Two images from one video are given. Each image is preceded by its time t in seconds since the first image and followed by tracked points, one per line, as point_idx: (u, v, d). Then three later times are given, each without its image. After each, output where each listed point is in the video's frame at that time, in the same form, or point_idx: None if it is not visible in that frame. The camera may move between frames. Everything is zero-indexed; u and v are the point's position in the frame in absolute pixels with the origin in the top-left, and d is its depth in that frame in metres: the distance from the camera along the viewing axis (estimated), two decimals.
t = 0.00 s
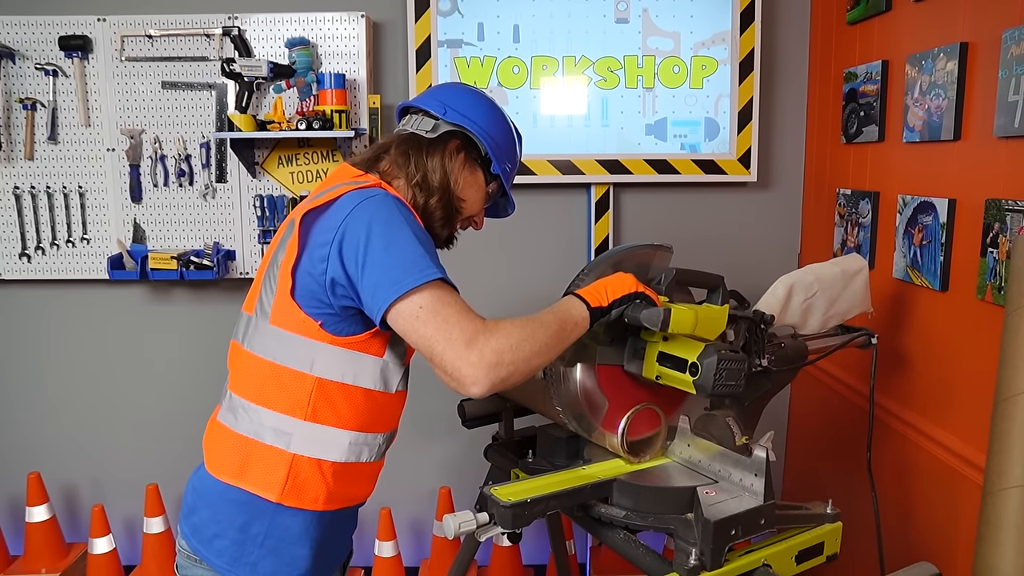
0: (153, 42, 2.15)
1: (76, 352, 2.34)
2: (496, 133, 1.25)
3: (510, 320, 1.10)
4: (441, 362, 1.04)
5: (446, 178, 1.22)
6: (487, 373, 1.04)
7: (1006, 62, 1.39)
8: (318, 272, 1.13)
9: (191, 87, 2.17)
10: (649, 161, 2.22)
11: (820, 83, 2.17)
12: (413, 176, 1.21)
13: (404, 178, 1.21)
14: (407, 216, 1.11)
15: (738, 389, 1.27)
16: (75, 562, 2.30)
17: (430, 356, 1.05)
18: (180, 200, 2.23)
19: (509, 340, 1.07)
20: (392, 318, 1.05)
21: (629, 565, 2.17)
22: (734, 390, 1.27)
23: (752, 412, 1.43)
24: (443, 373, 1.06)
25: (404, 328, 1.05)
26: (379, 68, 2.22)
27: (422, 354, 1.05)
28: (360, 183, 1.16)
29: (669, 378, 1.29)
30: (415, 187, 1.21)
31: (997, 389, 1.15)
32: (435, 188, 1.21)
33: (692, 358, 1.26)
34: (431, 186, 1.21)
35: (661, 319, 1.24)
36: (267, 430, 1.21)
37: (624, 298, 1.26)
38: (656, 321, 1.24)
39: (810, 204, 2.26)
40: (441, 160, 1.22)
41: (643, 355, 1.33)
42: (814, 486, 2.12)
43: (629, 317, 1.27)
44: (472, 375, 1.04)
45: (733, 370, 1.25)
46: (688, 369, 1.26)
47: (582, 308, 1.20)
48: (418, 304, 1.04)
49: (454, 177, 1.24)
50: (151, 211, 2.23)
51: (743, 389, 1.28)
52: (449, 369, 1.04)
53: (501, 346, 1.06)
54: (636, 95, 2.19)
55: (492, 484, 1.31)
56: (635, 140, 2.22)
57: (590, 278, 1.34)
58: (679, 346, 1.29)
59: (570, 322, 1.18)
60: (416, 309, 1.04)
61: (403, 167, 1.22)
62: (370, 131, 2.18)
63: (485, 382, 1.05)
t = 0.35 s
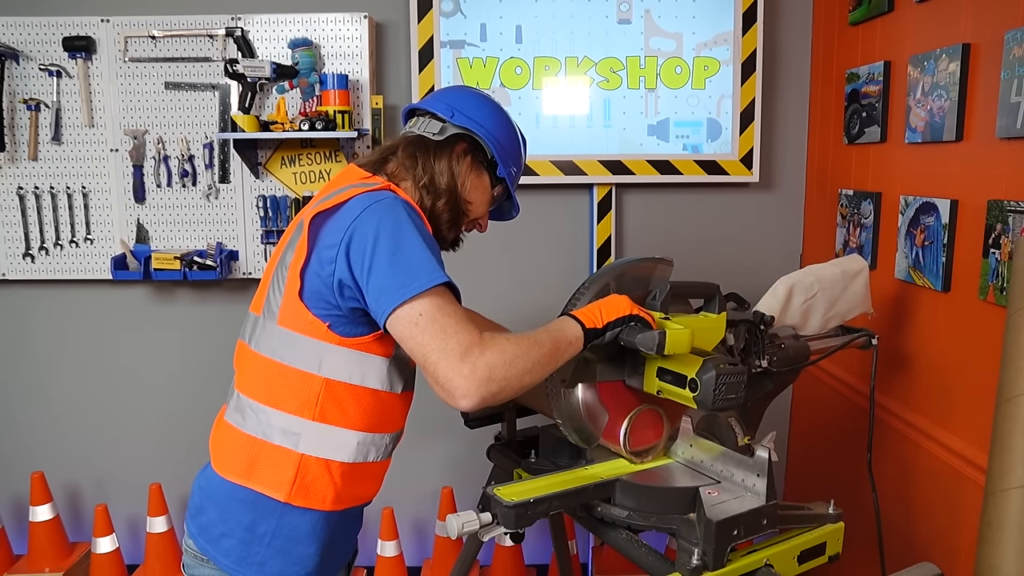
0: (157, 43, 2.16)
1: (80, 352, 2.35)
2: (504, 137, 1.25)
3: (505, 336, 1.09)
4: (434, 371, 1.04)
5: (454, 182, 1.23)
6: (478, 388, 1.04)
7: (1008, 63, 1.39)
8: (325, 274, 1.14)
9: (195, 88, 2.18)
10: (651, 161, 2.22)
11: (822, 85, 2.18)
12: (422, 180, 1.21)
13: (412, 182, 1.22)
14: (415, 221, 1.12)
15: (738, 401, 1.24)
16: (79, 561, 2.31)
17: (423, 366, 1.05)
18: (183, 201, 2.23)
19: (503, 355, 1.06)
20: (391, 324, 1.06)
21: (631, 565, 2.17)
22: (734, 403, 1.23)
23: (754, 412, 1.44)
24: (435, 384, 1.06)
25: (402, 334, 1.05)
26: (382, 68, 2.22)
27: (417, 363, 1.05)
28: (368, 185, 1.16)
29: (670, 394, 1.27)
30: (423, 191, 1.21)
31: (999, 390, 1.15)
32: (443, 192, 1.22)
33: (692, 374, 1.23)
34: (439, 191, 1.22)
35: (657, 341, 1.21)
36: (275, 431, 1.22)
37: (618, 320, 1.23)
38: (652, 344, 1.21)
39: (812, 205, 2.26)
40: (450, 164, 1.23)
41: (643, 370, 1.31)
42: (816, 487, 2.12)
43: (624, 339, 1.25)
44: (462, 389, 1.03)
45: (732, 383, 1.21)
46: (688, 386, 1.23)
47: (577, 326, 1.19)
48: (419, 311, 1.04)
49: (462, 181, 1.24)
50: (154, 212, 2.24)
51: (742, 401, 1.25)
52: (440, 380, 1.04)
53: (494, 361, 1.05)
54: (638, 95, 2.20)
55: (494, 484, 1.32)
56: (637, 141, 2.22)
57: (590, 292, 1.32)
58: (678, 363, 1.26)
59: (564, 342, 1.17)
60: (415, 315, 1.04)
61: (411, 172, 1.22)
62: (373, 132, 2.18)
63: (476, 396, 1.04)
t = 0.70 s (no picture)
0: (160, 43, 2.16)
1: (84, 351, 2.35)
2: (508, 136, 1.26)
3: (502, 346, 1.10)
4: (430, 378, 1.04)
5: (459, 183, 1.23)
6: (473, 396, 1.04)
7: (1011, 63, 1.39)
8: (331, 276, 1.14)
9: (198, 88, 2.18)
10: (653, 161, 2.23)
11: (824, 85, 2.18)
12: (427, 180, 1.22)
13: (418, 183, 1.22)
14: (421, 224, 1.12)
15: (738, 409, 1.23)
16: (83, 560, 2.31)
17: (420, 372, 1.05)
18: (187, 201, 2.24)
19: (500, 366, 1.07)
20: (393, 329, 1.06)
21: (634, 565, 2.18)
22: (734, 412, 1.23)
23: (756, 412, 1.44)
24: (431, 390, 1.06)
25: (402, 337, 1.05)
26: (385, 68, 2.23)
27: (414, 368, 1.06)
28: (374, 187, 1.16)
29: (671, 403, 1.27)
30: (429, 191, 1.22)
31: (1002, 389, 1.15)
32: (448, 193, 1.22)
33: (691, 384, 1.22)
34: (445, 191, 1.22)
35: (654, 356, 1.21)
36: (282, 431, 1.22)
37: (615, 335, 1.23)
38: (650, 359, 1.21)
39: (815, 205, 2.26)
40: (455, 165, 1.23)
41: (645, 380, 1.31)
42: (819, 486, 2.12)
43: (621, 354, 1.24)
44: (457, 397, 1.04)
45: (732, 392, 1.21)
46: (688, 395, 1.23)
47: (573, 340, 1.20)
48: (420, 315, 1.04)
49: (467, 181, 1.24)
50: (158, 212, 2.24)
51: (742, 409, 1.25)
52: (435, 387, 1.04)
53: (491, 371, 1.06)
54: (640, 96, 2.20)
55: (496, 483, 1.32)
56: (639, 141, 2.22)
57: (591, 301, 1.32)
58: (678, 373, 1.25)
59: (561, 356, 1.17)
60: (418, 320, 1.04)
61: (416, 172, 1.22)
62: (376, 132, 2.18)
63: (471, 404, 1.04)
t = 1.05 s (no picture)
0: (163, 43, 2.17)
1: (86, 350, 2.36)
2: (502, 129, 1.26)
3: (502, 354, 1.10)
4: (426, 380, 1.04)
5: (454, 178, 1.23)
6: (469, 399, 1.04)
7: (1013, 63, 1.39)
8: (325, 275, 1.14)
9: (202, 88, 2.19)
10: (656, 161, 2.23)
11: (826, 85, 2.18)
12: (422, 176, 1.22)
13: (413, 179, 1.23)
14: (415, 226, 1.12)
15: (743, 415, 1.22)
16: (86, 558, 2.32)
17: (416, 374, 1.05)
18: (190, 201, 2.24)
19: (497, 372, 1.07)
20: (389, 329, 1.06)
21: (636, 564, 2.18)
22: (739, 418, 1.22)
23: (759, 411, 1.44)
24: (427, 392, 1.05)
25: (399, 339, 1.05)
26: (387, 67, 2.23)
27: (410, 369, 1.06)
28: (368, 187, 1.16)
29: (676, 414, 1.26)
30: (424, 188, 1.22)
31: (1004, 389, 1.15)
32: (444, 188, 1.22)
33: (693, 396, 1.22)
34: (440, 187, 1.22)
35: (654, 374, 1.21)
36: (278, 430, 1.22)
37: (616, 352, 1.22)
38: (650, 377, 1.21)
39: (817, 205, 2.26)
40: (450, 160, 1.23)
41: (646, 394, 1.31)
42: (821, 486, 2.13)
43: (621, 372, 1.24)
44: (452, 400, 1.04)
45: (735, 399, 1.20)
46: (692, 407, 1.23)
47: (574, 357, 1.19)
48: (418, 317, 1.05)
49: (462, 175, 1.25)
50: (161, 211, 2.25)
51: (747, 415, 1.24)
52: (431, 389, 1.04)
53: (490, 377, 1.06)
54: (643, 96, 2.20)
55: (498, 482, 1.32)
56: (641, 141, 2.23)
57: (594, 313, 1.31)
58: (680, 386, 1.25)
59: (561, 370, 1.17)
60: (415, 322, 1.05)
61: (411, 169, 1.23)
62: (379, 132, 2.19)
63: (465, 406, 1.04)
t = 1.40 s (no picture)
0: (167, 44, 2.17)
1: (90, 350, 2.37)
2: (482, 105, 1.26)
3: (521, 272, 1.07)
4: (462, 322, 1.02)
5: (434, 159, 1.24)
6: (509, 324, 1.02)
7: (1016, 65, 1.39)
8: (316, 271, 1.15)
9: (205, 88, 2.20)
10: (658, 162, 2.23)
11: (829, 87, 2.18)
12: (403, 159, 1.23)
13: (394, 164, 1.24)
14: (398, 196, 1.11)
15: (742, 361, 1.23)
16: (90, 558, 2.33)
17: (451, 321, 1.03)
18: (193, 201, 2.25)
19: (526, 289, 1.05)
20: (402, 292, 1.05)
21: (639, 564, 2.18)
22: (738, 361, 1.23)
23: (763, 412, 1.45)
24: (468, 336, 1.04)
25: (419, 299, 1.04)
26: (390, 69, 2.24)
27: (442, 322, 1.04)
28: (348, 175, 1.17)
29: (675, 340, 1.26)
30: (406, 172, 1.23)
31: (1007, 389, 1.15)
32: (425, 170, 1.23)
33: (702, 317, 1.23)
34: (422, 169, 1.23)
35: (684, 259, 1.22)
36: (283, 428, 1.23)
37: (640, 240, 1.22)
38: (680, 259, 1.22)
39: (819, 205, 2.26)
40: (429, 141, 1.24)
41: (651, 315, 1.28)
42: (823, 487, 2.13)
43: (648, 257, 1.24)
44: (494, 332, 1.02)
45: (739, 338, 1.21)
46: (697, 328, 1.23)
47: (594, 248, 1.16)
48: (426, 271, 1.04)
49: (444, 156, 1.25)
50: (164, 212, 2.25)
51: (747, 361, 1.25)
52: (471, 333, 1.02)
53: (519, 297, 1.04)
54: (645, 97, 2.21)
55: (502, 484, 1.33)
56: (644, 142, 2.23)
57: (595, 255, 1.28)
58: (693, 308, 1.25)
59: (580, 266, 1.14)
60: (424, 278, 1.04)
61: (392, 153, 1.24)
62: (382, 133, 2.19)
63: (510, 333, 1.02)
